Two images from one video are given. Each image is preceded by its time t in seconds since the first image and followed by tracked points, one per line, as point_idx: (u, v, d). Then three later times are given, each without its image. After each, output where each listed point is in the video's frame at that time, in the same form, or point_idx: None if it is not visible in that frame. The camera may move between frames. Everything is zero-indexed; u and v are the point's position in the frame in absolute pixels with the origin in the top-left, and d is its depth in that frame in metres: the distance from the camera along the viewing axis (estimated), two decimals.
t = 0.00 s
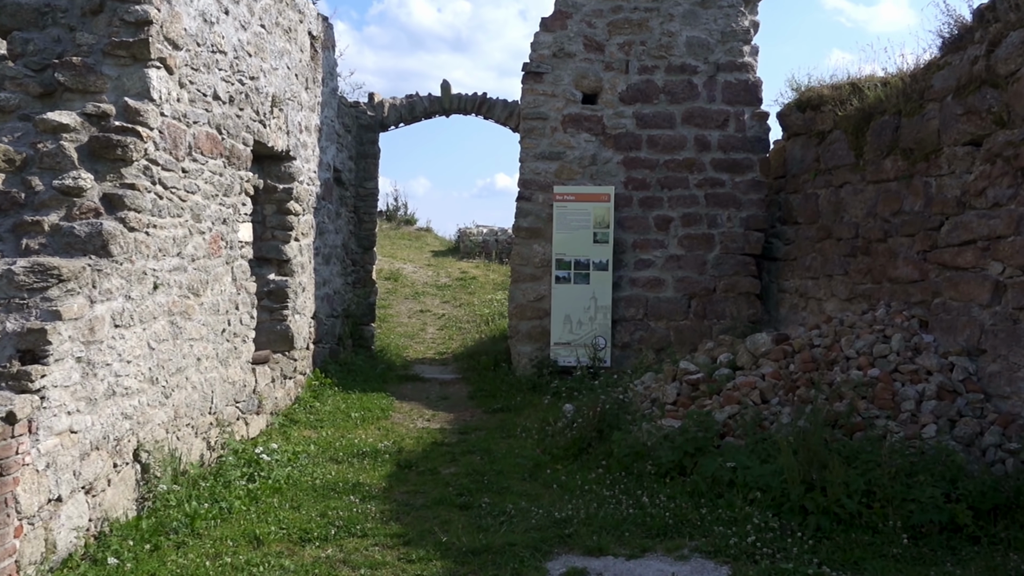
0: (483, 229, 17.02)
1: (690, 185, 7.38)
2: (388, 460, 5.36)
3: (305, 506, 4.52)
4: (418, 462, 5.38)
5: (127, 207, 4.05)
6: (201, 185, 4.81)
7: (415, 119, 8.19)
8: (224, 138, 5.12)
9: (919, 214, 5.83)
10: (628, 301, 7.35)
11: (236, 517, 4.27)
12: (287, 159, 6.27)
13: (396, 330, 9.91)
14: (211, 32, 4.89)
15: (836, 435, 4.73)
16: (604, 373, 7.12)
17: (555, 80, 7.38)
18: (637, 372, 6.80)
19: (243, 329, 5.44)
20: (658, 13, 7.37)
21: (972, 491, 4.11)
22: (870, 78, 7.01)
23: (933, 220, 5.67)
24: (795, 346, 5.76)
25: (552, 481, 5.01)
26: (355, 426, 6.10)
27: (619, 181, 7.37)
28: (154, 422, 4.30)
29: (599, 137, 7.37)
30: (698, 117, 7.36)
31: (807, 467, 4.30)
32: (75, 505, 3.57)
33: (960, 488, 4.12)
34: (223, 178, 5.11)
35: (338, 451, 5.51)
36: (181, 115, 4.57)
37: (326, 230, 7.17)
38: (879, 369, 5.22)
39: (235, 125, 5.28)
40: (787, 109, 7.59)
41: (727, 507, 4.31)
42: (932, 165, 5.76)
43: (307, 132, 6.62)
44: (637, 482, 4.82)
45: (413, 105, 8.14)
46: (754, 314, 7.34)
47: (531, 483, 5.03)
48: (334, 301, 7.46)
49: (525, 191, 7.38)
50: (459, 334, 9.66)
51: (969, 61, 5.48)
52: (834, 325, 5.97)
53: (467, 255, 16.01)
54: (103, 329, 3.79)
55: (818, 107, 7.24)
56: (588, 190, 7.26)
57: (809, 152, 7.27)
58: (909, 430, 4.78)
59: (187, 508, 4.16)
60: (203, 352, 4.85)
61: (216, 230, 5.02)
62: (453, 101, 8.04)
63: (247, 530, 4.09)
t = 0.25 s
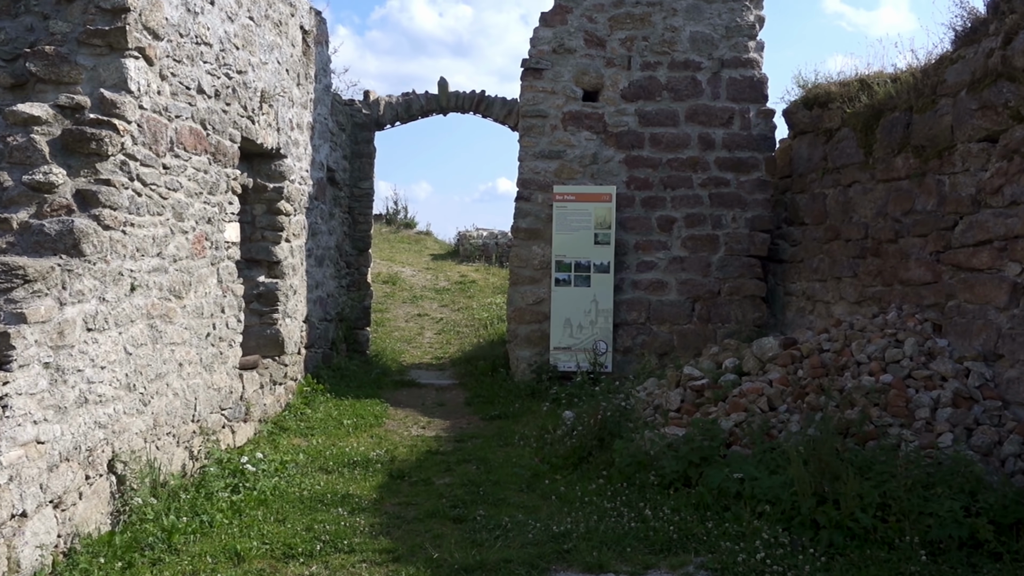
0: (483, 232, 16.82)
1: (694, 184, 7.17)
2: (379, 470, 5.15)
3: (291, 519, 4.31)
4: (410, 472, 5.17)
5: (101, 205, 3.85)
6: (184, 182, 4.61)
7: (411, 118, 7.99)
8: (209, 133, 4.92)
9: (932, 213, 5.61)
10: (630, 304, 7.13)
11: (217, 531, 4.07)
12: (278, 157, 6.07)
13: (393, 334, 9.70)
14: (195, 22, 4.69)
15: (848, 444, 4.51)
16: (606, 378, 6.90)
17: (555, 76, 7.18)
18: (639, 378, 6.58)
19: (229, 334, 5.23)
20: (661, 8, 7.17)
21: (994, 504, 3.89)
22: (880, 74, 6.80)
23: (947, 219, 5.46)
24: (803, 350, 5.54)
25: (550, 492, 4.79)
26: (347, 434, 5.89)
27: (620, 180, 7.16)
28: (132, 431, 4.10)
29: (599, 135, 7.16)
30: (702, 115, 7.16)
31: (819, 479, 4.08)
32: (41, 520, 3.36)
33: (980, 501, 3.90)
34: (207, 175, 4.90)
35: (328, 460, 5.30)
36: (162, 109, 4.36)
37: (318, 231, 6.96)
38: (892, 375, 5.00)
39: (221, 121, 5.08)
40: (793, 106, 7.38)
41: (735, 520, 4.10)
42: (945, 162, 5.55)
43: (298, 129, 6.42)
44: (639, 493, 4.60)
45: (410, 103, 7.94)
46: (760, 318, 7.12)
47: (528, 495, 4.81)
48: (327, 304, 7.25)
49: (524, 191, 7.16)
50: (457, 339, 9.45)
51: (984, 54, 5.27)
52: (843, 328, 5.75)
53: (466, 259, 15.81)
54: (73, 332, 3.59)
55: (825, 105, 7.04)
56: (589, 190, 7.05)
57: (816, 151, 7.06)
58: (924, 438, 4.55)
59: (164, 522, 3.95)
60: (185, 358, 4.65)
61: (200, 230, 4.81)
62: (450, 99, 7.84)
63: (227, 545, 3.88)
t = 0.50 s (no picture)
0: (484, 232, 16.64)
1: (700, 183, 6.98)
2: (374, 478, 4.96)
3: (280, 530, 4.12)
4: (407, 480, 4.98)
5: (80, 201, 3.66)
6: (170, 178, 4.42)
7: (409, 114, 7.80)
8: (197, 128, 4.73)
9: (948, 212, 5.42)
10: (633, 306, 6.94)
11: (202, 544, 3.87)
12: (270, 154, 5.88)
13: (392, 336, 9.51)
14: (181, 12, 4.50)
15: (863, 454, 4.31)
16: (609, 383, 6.71)
17: (556, 72, 6.98)
18: (643, 383, 6.38)
19: (219, 336, 5.03)
20: (666, 1, 6.98)
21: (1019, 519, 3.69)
22: (891, 69, 6.60)
23: (963, 219, 5.26)
24: (814, 355, 5.34)
25: (552, 503, 4.60)
26: (342, 440, 5.70)
27: (624, 179, 6.97)
28: (113, 438, 3.90)
29: (602, 133, 6.97)
30: (708, 112, 6.97)
31: (834, 491, 3.88)
32: (12, 535, 3.17)
33: (1004, 515, 3.70)
34: (195, 171, 4.71)
35: (322, 467, 5.11)
36: (146, 102, 4.18)
37: (314, 230, 6.77)
38: (908, 380, 4.80)
39: (211, 116, 4.89)
40: (801, 103, 7.19)
41: (746, 535, 3.90)
42: (960, 160, 5.36)
43: (292, 125, 6.23)
44: (646, 504, 4.41)
45: (408, 99, 7.75)
46: (767, 320, 6.93)
47: (529, 505, 4.62)
48: (322, 305, 7.06)
49: (524, 190, 6.97)
50: (457, 341, 9.26)
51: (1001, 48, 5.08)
52: (855, 332, 5.55)
53: (467, 259, 15.62)
54: (49, 336, 3.40)
55: (835, 101, 6.84)
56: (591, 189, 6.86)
57: (826, 149, 6.87)
58: (942, 448, 4.36)
59: (146, 535, 3.76)
60: (171, 361, 4.44)
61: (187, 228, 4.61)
62: (449, 95, 7.65)
63: (212, 559, 3.69)
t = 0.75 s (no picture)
0: (484, 233, 16.42)
1: (708, 179, 6.76)
2: (371, 486, 4.74)
3: (272, 543, 3.90)
4: (405, 488, 4.76)
5: (57, 194, 3.44)
6: (155, 172, 4.20)
7: (408, 110, 7.59)
8: (185, 121, 4.51)
9: (969, 208, 5.20)
10: (639, 306, 6.72)
11: (188, 558, 3.65)
12: (264, 149, 5.67)
13: (390, 338, 9.29)
14: None
15: (886, 461, 4.09)
16: (614, 386, 6.49)
17: (559, 65, 6.77)
18: (650, 386, 6.16)
19: (209, 338, 4.81)
20: None
21: None
22: (906, 61, 6.39)
23: (986, 214, 5.04)
24: (829, 356, 5.12)
25: (558, 513, 4.37)
26: (338, 446, 5.48)
27: (629, 175, 6.76)
28: (93, 446, 3.66)
29: (607, 128, 6.76)
30: (716, 106, 6.75)
31: (858, 501, 3.66)
32: None
33: None
34: (183, 166, 4.49)
35: (317, 475, 4.89)
36: (130, 92, 3.96)
37: (309, 228, 6.55)
38: (930, 383, 4.58)
39: (200, 108, 4.67)
40: (812, 97, 6.98)
41: (764, 548, 3.68)
42: (982, 153, 5.15)
43: (287, 120, 6.02)
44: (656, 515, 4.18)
45: (406, 95, 7.53)
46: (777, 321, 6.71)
47: (532, 515, 4.40)
48: (318, 306, 6.85)
49: (526, 187, 6.75)
50: (457, 343, 9.05)
51: None
52: (872, 332, 5.34)
53: (467, 260, 15.40)
54: (21, 338, 3.18)
55: (847, 94, 6.63)
56: (596, 186, 6.64)
57: (838, 144, 6.66)
58: (968, 454, 4.14)
59: (128, 548, 3.53)
60: (157, 364, 4.22)
61: (174, 225, 4.40)
62: (449, 90, 7.44)
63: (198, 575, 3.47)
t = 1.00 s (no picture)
0: (486, 231, 16.21)
1: (717, 175, 6.57)
2: (369, 494, 4.54)
3: (264, 555, 3.70)
4: (404, 496, 4.56)
5: (34, 187, 3.23)
6: (142, 165, 4.00)
7: (408, 104, 7.39)
8: (174, 112, 4.31)
9: (991, 203, 5.01)
10: (646, 306, 6.52)
11: (175, 572, 3.45)
12: (258, 143, 5.47)
13: (390, 338, 9.09)
14: None
15: (910, 468, 3.89)
16: (620, 388, 6.29)
17: (564, 56, 6.57)
18: (658, 388, 5.96)
19: (200, 339, 4.61)
20: None
21: None
22: (922, 53, 6.19)
23: (1009, 210, 4.84)
24: (846, 358, 4.92)
25: (565, 523, 4.17)
26: (335, 451, 5.28)
27: (636, 170, 6.56)
28: (74, 454, 3.46)
29: (613, 122, 6.56)
30: (725, 99, 6.55)
31: (883, 513, 3.46)
32: None
33: None
34: (171, 159, 4.28)
35: (312, 481, 4.69)
36: (114, 80, 3.75)
37: (306, 225, 6.36)
38: (953, 387, 4.38)
39: (190, 98, 4.47)
40: (824, 90, 6.78)
41: (784, 562, 3.48)
42: (1006, 146, 4.95)
43: (282, 113, 5.82)
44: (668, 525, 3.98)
45: (406, 88, 7.34)
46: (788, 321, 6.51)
47: (538, 525, 4.20)
48: (315, 306, 6.64)
49: (530, 182, 6.55)
50: (458, 343, 8.85)
51: None
52: (890, 333, 5.13)
53: (468, 259, 15.19)
54: None
55: (861, 87, 6.44)
56: (601, 181, 6.45)
57: (852, 138, 6.47)
58: (996, 461, 3.94)
59: (111, 563, 3.33)
60: (144, 367, 4.01)
61: (163, 221, 4.20)
62: (450, 83, 7.24)
63: None
